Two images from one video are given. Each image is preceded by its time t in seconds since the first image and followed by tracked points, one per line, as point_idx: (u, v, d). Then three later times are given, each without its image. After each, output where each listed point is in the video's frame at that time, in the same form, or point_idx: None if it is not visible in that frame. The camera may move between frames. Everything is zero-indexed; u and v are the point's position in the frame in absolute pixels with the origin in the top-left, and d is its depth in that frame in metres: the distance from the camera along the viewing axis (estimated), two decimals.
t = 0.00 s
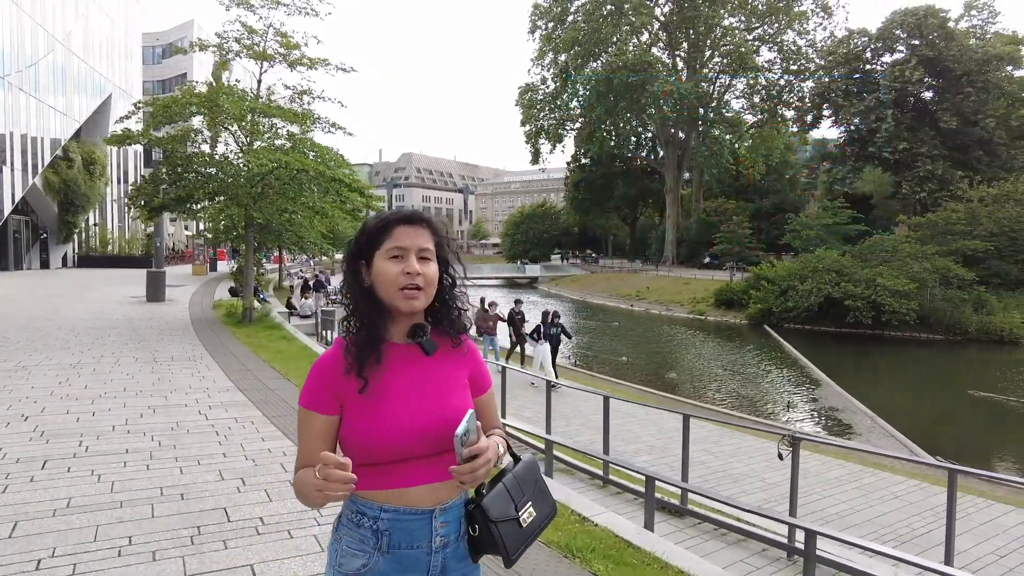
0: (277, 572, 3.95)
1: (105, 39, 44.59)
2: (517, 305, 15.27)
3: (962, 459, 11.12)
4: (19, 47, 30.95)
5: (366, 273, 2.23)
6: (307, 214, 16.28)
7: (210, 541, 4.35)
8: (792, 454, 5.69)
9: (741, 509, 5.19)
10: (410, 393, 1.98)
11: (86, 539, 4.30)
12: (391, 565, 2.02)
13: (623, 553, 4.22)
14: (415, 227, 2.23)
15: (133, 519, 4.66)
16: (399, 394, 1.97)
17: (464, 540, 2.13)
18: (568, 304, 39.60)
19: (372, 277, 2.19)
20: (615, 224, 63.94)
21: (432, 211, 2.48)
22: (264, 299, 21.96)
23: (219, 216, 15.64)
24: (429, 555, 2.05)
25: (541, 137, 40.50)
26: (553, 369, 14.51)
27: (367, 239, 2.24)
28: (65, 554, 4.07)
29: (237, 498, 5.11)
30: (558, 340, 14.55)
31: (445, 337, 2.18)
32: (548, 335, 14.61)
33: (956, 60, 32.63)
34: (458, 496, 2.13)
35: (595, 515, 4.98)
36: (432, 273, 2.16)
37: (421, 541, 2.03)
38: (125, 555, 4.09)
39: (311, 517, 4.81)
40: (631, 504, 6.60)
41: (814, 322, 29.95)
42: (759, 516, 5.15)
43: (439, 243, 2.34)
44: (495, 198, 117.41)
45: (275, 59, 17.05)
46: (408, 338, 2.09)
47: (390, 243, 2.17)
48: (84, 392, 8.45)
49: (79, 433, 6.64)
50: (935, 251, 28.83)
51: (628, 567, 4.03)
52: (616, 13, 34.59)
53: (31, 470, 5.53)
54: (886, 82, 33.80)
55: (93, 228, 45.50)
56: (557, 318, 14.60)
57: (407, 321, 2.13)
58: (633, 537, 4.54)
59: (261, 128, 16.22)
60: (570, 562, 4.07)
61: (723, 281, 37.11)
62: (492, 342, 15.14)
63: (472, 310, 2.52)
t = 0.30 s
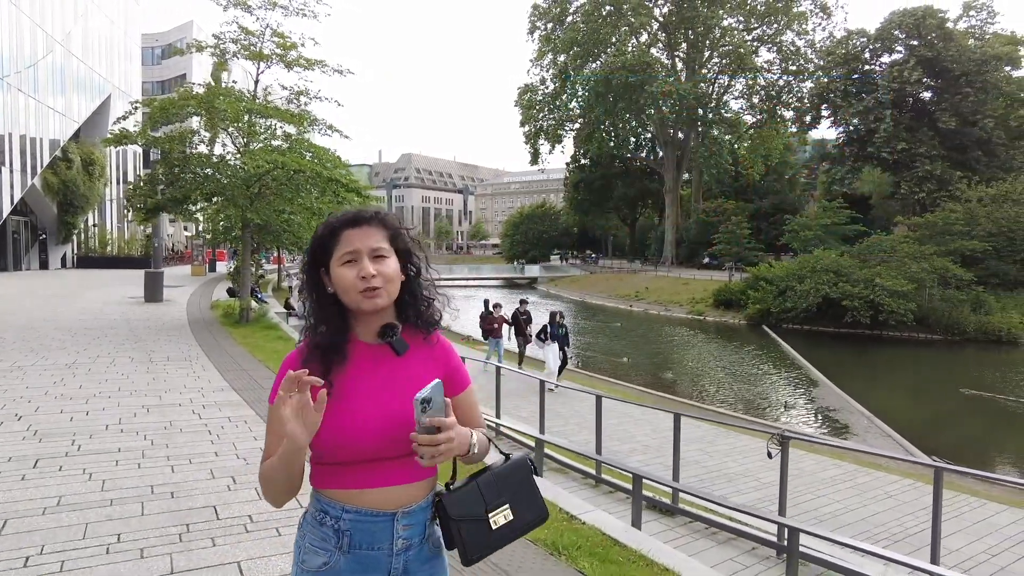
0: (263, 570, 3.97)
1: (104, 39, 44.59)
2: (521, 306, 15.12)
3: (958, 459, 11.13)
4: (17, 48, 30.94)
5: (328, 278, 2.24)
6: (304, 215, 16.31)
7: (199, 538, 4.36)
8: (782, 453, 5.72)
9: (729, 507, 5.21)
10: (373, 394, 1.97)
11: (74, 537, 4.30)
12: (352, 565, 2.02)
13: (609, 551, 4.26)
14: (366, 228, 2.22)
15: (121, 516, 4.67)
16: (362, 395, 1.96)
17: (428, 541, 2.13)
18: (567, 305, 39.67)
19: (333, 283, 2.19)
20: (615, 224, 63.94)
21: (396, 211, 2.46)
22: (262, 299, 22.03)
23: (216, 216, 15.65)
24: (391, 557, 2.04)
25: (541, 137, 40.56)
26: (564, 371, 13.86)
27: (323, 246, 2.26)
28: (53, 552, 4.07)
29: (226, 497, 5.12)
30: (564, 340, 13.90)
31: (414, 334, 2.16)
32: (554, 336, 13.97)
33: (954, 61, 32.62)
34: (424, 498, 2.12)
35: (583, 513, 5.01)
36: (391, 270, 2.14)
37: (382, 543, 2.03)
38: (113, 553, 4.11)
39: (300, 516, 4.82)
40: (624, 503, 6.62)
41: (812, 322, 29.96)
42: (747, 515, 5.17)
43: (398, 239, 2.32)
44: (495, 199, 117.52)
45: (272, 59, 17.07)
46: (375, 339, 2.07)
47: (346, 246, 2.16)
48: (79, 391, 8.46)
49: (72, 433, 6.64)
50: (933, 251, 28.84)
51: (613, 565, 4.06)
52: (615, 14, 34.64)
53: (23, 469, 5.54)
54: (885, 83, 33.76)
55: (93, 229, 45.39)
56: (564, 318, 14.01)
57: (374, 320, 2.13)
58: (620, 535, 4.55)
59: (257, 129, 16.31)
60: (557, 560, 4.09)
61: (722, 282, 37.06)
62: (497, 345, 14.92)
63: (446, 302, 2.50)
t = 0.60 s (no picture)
0: (255, 565, 4.00)
1: (107, 40, 44.67)
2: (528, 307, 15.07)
3: (957, 459, 11.11)
4: (20, 49, 31.03)
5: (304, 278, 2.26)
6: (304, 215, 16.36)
7: (193, 535, 4.39)
8: (775, 451, 5.74)
9: (722, 505, 5.24)
10: (349, 388, 1.97)
11: (70, 533, 4.33)
12: (328, 559, 2.04)
13: (599, 549, 4.33)
14: (339, 225, 2.24)
15: (117, 513, 4.69)
16: (339, 392, 1.97)
17: (405, 537, 2.13)
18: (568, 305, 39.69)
19: (310, 282, 2.21)
20: (617, 225, 63.93)
21: (374, 207, 2.47)
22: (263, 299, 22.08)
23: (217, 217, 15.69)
24: (366, 552, 2.06)
25: (542, 137, 40.58)
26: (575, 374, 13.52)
27: (296, 247, 2.29)
28: (48, 547, 4.10)
29: (222, 493, 5.15)
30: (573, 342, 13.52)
31: (393, 330, 2.16)
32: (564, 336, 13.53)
33: (955, 60, 32.56)
34: (400, 495, 2.13)
35: (574, 511, 5.15)
36: (365, 264, 2.15)
37: (357, 538, 2.05)
38: (108, 548, 4.13)
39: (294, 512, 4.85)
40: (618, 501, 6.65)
41: (813, 322, 29.95)
42: (739, 512, 5.21)
43: (372, 233, 2.33)
44: (497, 199, 117.67)
45: (272, 60, 17.10)
46: (354, 335, 2.08)
47: (320, 245, 2.18)
48: (79, 390, 8.50)
49: (70, 431, 6.67)
50: (935, 251, 28.82)
51: (603, 561, 4.12)
52: (616, 14, 34.69)
53: (21, 466, 5.57)
54: (886, 83, 33.71)
55: (95, 229, 45.46)
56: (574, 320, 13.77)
57: (351, 316, 2.14)
58: (610, 533, 4.69)
59: (257, 130, 16.37)
60: (547, 556, 4.14)
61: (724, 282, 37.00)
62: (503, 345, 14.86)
63: (425, 296, 2.51)
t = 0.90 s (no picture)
0: (258, 560, 4.03)
1: (115, 42, 44.94)
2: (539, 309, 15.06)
3: (963, 462, 11.05)
4: (29, 50, 31.26)
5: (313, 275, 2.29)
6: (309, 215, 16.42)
7: (196, 531, 4.42)
8: (774, 451, 5.75)
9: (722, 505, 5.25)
10: (355, 380, 2.01)
11: (76, 528, 4.38)
12: (337, 549, 2.05)
13: (598, 547, 4.36)
14: (344, 222, 2.26)
15: (122, 509, 4.74)
16: (345, 385, 2.00)
17: (412, 527, 2.13)
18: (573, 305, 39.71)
19: (317, 280, 2.24)
20: (623, 225, 63.83)
21: (380, 207, 2.50)
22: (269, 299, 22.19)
23: (223, 217, 15.77)
24: (373, 542, 2.07)
25: (548, 137, 40.64)
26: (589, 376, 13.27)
27: (303, 246, 2.32)
28: (55, 543, 4.15)
29: (225, 491, 5.18)
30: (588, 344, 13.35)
31: (397, 325, 2.18)
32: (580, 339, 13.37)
33: (963, 60, 32.35)
34: (407, 486, 2.13)
35: (574, 510, 5.18)
36: (371, 262, 2.18)
37: (365, 528, 2.05)
38: (113, 544, 4.18)
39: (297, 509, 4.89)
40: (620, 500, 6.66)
41: (819, 323, 29.83)
42: (738, 511, 5.22)
43: (379, 232, 2.35)
44: (503, 199, 117.85)
45: (278, 61, 17.18)
46: (359, 330, 2.10)
47: (325, 243, 2.21)
48: (86, 388, 8.57)
49: (77, 429, 6.73)
50: (942, 252, 28.65)
51: (601, 560, 4.15)
52: (622, 14, 34.69)
53: (29, 463, 5.62)
54: (893, 83, 33.55)
55: (103, 229, 45.71)
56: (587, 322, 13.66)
57: (356, 312, 2.16)
58: (609, 532, 4.73)
59: (263, 131, 16.46)
60: (546, 554, 4.17)
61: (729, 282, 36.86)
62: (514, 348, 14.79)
63: (432, 293, 2.52)
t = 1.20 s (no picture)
0: (268, 556, 4.07)
1: (126, 44, 45.30)
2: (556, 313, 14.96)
3: (973, 464, 10.98)
4: (42, 52, 31.57)
5: (347, 273, 2.31)
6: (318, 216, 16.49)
7: (208, 527, 4.47)
8: (781, 451, 5.76)
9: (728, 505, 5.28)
10: (386, 375, 2.04)
11: (91, 523, 4.43)
12: (363, 536, 2.08)
13: (604, 545, 4.40)
14: (378, 224, 2.29)
15: (136, 505, 4.80)
16: (376, 379, 2.03)
17: (435, 518, 2.16)
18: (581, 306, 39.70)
19: (350, 278, 2.27)
20: (631, 226, 63.67)
21: (411, 208, 2.52)
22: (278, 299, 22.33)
23: (233, 218, 15.87)
24: (398, 531, 2.09)
25: (556, 138, 40.72)
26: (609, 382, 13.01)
27: (337, 246, 2.35)
28: (71, 536, 4.21)
29: (236, 488, 5.23)
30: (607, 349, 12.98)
31: (425, 323, 2.20)
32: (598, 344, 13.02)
33: (974, 60, 32.11)
34: (432, 477, 2.16)
35: (580, 508, 5.22)
36: (402, 262, 2.21)
37: (391, 517, 2.08)
38: (126, 538, 4.23)
39: (306, 505, 4.93)
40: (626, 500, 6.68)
41: (827, 324, 29.66)
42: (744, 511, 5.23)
43: (410, 232, 2.37)
44: (511, 200, 117.98)
45: (288, 64, 17.29)
46: (390, 327, 2.13)
47: (359, 242, 2.24)
48: (99, 387, 8.66)
49: (90, 427, 6.80)
50: (952, 254, 28.42)
51: (606, 558, 4.17)
52: (630, 16, 34.70)
53: (44, 460, 5.70)
54: (903, 83, 33.31)
55: (114, 230, 46.10)
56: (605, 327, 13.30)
57: (387, 308, 2.19)
58: (615, 531, 4.76)
59: (273, 132, 16.57)
60: (552, 552, 4.19)
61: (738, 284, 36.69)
62: (529, 351, 14.61)
63: (460, 293, 2.53)
